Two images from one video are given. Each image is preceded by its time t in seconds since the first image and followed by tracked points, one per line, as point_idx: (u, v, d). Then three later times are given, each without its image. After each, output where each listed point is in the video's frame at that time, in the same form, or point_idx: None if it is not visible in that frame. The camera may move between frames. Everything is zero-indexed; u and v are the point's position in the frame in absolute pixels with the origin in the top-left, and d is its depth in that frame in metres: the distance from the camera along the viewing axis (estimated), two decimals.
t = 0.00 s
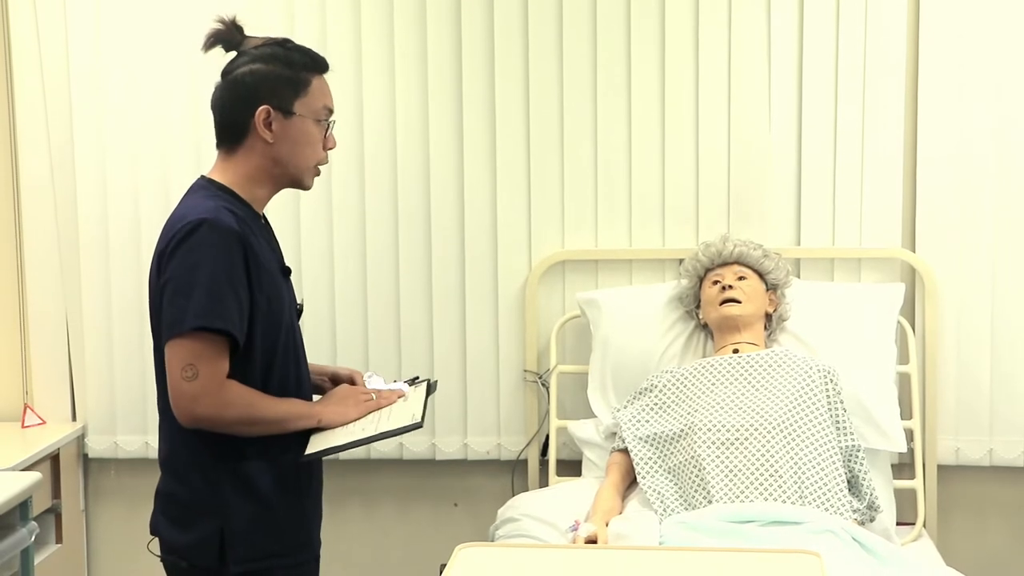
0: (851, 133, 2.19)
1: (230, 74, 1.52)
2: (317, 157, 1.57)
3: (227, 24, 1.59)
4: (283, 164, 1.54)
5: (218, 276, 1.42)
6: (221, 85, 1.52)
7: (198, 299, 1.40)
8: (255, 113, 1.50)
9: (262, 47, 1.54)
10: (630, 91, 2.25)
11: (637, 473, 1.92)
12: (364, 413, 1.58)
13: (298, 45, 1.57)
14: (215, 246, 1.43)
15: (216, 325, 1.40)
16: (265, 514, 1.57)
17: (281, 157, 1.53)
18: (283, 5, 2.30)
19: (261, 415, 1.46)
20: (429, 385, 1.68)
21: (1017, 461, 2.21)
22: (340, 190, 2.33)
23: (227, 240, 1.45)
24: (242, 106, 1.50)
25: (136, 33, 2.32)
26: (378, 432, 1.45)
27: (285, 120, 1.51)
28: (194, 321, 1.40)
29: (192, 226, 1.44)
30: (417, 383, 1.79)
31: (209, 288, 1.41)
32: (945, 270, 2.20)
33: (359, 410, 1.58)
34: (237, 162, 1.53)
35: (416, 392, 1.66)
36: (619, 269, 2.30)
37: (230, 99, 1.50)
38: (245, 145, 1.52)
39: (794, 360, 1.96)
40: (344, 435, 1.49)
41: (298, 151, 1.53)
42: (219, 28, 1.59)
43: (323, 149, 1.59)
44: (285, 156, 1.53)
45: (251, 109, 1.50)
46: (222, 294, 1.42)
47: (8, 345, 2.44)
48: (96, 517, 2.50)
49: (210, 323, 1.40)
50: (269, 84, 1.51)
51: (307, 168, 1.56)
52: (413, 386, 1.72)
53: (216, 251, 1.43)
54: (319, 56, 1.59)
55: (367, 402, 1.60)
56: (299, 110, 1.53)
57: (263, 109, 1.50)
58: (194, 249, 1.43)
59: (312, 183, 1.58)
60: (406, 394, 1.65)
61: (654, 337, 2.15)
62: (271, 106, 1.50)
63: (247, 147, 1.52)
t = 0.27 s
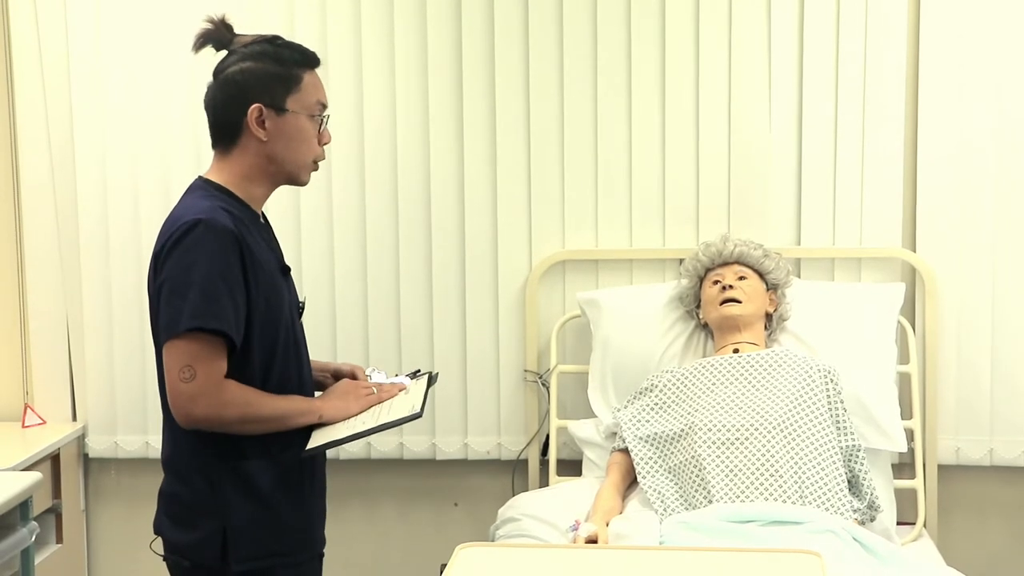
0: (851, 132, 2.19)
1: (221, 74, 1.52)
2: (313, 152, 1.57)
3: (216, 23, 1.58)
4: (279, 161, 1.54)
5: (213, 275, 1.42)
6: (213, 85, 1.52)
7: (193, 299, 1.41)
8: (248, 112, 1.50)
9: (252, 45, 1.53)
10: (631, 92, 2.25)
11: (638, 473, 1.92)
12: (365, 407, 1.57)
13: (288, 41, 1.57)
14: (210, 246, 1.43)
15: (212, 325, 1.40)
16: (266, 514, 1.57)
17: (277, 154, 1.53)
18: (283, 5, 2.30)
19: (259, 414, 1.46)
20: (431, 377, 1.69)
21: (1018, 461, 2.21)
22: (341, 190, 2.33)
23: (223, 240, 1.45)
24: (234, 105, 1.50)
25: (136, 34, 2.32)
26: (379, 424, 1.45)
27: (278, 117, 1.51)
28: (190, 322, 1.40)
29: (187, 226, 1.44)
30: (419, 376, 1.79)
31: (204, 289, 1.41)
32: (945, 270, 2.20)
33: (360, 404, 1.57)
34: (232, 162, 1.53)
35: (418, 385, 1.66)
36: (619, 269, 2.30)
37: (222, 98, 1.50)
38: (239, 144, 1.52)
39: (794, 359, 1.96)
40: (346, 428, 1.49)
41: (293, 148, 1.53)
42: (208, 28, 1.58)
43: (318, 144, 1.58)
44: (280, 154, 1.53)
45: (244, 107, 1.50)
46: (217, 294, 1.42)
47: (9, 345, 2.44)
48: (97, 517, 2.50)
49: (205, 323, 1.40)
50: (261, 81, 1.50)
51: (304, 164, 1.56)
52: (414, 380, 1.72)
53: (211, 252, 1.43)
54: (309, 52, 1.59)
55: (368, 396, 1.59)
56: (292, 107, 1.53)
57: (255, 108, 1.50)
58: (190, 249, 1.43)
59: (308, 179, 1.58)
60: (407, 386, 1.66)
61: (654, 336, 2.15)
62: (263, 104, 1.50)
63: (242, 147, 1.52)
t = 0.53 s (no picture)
0: (851, 132, 2.19)
1: (214, 74, 1.52)
2: (310, 150, 1.57)
3: (208, 22, 1.58)
4: (275, 160, 1.54)
5: (212, 276, 1.42)
6: (207, 85, 1.52)
7: (192, 300, 1.41)
8: (243, 111, 1.50)
9: (244, 44, 1.53)
10: (631, 92, 2.24)
11: (638, 472, 1.92)
12: (367, 408, 1.57)
13: (281, 39, 1.57)
14: (209, 246, 1.43)
15: (211, 326, 1.40)
16: (266, 514, 1.57)
17: (273, 153, 1.53)
18: (283, 5, 2.29)
19: (259, 414, 1.46)
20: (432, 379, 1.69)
21: (1018, 460, 2.21)
22: (340, 190, 2.33)
23: (221, 240, 1.45)
24: (228, 105, 1.50)
25: (135, 34, 2.31)
26: (382, 425, 1.45)
27: (273, 116, 1.52)
28: (190, 323, 1.40)
29: (185, 227, 1.44)
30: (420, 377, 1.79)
31: (202, 289, 1.41)
32: (945, 270, 2.20)
33: (362, 405, 1.57)
34: (228, 161, 1.53)
35: (419, 387, 1.66)
36: (619, 268, 2.30)
37: (216, 98, 1.50)
38: (235, 144, 1.52)
39: (794, 359, 1.96)
40: (346, 428, 1.49)
41: (289, 146, 1.53)
42: (201, 28, 1.58)
43: (314, 141, 1.59)
44: (276, 152, 1.53)
45: (238, 107, 1.50)
46: (216, 295, 1.42)
47: (8, 344, 2.44)
48: (97, 516, 2.50)
49: (204, 324, 1.40)
50: (255, 80, 1.51)
51: (300, 161, 1.56)
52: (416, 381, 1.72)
53: (210, 252, 1.43)
54: (302, 49, 1.59)
55: (370, 397, 1.59)
56: (287, 105, 1.53)
57: (251, 107, 1.50)
58: (189, 250, 1.43)
59: (305, 177, 1.58)
60: (408, 388, 1.66)
61: (653, 336, 2.15)
62: (258, 103, 1.50)
63: (237, 146, 1.52)
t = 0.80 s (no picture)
0: (851, 131, 2.19)
1: (215, 74, 1.51)
2: (310, 150, 1.57)
3: (208, 23, 1.58)
4: (276, 160, 1.54)
5: (209, 276, 1.42)
6: (207, 86, 1.52)
7: (189, 301, 1.41)
8: (245, 112, 1.50)
9: (245, 44, 1.53)
10: (631, 92, 2.24)
11: (638, 472, 1.92)
12: (367, 410, 1.57)
13: (281, 39, 1.57)
14: (206, 247, 1.43)
15: (208, 327, 1.40)
16: (266, 514, 1.57)
17: (274, 153, 1.53)
18: (283, 5, 2.29)
19: (257, 414, 1.45)
20: (434, 383, 1.68)
21: (1018, 460, 2.21)
22: (341, 190, 2.33)
23: (218, 241, 1.45)
24: (229, 106, 1.50)
25: (135, 34, 2.31)
26: (380, 428, 1.45)
27: (275, 116, 1.52)
28: (186, 324, 1.40)
29: (183, 228, 1.44)
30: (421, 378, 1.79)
31: (199, 290, 1.41)
32: (945, 270, 2.20)
33: (362, 407, 1.57)
34: (228, 162, 1.53)
35: (421, 390, 1.66)
36: (619, 269, 2.30)
37: (217, 99, 1.50)
38: (236, 144, 1.52)
39: (794, 359, 1.96)
40: (347, 430, 1.49)
41: (290, 146, 1.53)
42: (201, 28, 1.58)
43: (315, 142, 1.59)
44: (277, 153, 1.53)
45: (240, 108, 1.50)
46: (213, 295, 1.42)
47: (8, 344, 2.44)
48: (97, 516, 2.50)
49: (202, 324, 1.40)
50: (256, 81, 1.51)
51: (301, 161, 1.56)
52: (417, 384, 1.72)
53: (207, 252, 1.43)
54: (303, 49, 1.59)
55: (370, 399, 1.59)
56: (288, 105, 1.53)
57: (252, 108, 1.50)
58: (186, 250, 1.43)
59: (306, 177, 1.58)
60: (410, 391, 1.65)
61: (653, 336, 2.15)
62: (260, 104, 1.50)
63: (238, 147, 1.52)
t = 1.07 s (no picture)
0: (851, 131, 2.19)
1: (218, 74, 1.51)
2: (312, 151, 1.57)
3: (211, 23, 1.58)
4: (278, 161, 1.54)
5: (207, 276, 1.42)
6: (210, 86, 1.51)
7: (187, 301, 1.40)
8: (248, 113, 1.50)
9: (249, 45, 1.53)
10: (631, 92, 2.24)
11: (638, 472, 1.92)
12: (365, 411, 1.57)
13: (285, 40, 1.57)
14: (205, 246, 1.43)
15: (207, 326, 1.40)
16: (267, 513, 1.57)
17: (276, 154, 1.53)
18: (283, 5, 2.29)
19: (255, 415, 1.45)
20: (434, 382, 1.68)
21: (1018, 460, 2.21)
22: (341, 190, 2.33)
23: (217, 240, 1.45)
24: (232, 106, 1.50)
25: (135, 34, 2.31)
26: (377, 429, 1.45)
27: (278, 117, 1.52)
28: (184, 323, 1.40)
29: (182, 227, 1.44)
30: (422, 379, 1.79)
31: (197, 290, 1.41)
32: (945, 270, 2.20)
33: (360, 408, 1.57)
34: (230, 162, 1.53)
35: (421, 390, 1.65)
36: (620, 269, 2.30)
37: (221, 99, 1.50)
38: (238, 145, 1.52)
39: (794, 359, 1.96)
40: (342, 431, 1.49)
41: (293, 147, 1.53)
42: (203, 28, 1.57)
43: (317, 143, 1.59)
44: (280, 153, 1.53)
45: (243, 108, 1.50)
46: (211, 295, 1.42)
47: (8, 344, 2.44)
48: (97, 516, 2.50)
49: (200, 324, 1.40)
50: (260, 82, 1.50)
51: (302, 163, 1.56)
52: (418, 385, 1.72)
53: (206, 252, 1.43)
54: (306, 50, 1.59)
55: (369, 400, 1.59)
56: (292, 106, 1.53)
57: (256, 108, 1.50)
58: (185, 250, 1.43)
59: (308, 178, 1.58)
60: (409, 390, 1.66)
61: (654, 336, 2.15)
62: (264, 105, 1.50)
63: (240, 147, 1.52)
